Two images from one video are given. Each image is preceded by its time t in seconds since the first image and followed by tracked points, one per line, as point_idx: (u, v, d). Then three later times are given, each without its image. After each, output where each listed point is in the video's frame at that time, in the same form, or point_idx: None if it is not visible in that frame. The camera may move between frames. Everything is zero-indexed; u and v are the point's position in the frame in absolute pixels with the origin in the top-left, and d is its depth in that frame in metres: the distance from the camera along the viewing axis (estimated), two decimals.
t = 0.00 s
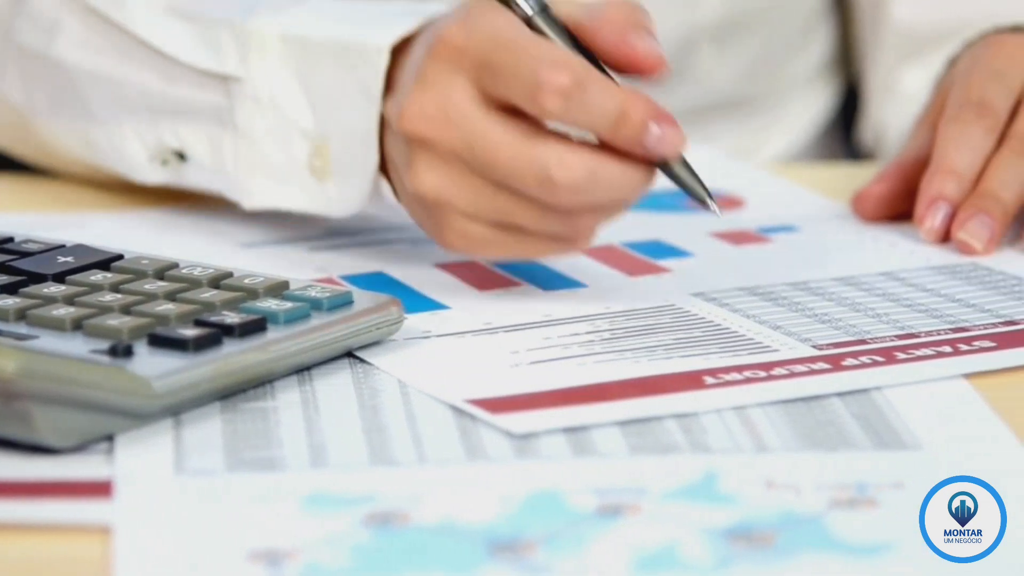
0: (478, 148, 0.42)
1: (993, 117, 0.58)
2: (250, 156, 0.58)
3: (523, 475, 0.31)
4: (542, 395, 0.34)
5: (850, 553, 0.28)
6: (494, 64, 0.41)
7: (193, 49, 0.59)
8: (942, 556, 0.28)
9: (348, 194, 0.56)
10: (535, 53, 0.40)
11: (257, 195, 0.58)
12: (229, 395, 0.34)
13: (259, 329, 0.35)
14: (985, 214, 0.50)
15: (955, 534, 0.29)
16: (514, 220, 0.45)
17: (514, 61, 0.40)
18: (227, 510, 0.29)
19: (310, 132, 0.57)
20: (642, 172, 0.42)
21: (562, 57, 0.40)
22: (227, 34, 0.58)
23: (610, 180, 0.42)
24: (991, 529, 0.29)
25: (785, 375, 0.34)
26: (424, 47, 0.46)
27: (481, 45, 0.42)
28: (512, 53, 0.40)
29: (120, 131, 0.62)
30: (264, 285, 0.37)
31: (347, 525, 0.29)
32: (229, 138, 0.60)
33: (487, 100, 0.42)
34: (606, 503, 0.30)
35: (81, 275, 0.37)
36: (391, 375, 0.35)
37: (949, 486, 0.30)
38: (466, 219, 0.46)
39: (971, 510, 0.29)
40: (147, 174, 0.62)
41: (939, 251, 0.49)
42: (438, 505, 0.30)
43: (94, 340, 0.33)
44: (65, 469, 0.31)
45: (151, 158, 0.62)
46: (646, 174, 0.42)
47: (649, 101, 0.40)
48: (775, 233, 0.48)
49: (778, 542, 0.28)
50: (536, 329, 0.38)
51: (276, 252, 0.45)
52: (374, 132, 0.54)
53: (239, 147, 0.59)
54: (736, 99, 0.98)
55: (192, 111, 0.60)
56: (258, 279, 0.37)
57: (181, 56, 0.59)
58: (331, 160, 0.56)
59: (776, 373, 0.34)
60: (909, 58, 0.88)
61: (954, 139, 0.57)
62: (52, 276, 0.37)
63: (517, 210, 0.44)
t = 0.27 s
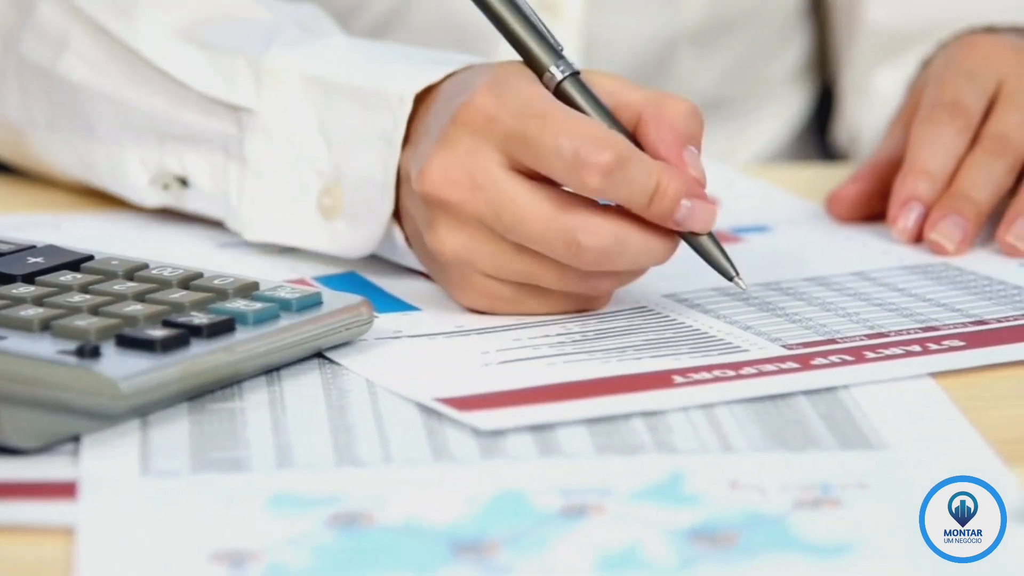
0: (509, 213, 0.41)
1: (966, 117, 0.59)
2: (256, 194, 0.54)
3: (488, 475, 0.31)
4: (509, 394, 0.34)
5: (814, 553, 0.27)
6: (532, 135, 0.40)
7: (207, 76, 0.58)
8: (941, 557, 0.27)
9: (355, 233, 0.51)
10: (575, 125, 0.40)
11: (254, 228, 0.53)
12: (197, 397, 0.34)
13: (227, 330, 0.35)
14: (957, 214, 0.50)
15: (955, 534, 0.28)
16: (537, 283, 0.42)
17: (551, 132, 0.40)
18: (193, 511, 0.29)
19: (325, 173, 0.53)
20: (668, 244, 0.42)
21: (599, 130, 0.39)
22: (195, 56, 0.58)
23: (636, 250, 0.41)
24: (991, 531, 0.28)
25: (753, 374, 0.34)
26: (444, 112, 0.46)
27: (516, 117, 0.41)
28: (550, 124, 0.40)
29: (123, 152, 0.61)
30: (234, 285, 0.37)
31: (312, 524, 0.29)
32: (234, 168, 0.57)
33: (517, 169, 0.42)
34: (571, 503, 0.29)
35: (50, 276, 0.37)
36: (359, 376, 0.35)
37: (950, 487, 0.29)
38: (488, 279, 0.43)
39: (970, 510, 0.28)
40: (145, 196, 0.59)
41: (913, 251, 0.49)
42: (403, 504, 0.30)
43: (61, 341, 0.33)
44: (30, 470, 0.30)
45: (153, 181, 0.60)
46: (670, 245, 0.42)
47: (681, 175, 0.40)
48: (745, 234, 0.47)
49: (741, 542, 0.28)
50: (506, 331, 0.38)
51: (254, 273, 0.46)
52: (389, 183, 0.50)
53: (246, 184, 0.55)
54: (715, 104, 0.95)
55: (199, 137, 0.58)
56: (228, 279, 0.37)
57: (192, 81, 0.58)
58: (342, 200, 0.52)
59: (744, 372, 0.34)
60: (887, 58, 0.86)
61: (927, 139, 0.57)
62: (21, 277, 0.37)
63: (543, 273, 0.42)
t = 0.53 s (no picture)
0: (451, 207, 0.41)
1: (937, 117, 0.59)
2: (203, 191, 0.54)
3: (451, 476, 0.31)
4: (474, 395, 0.34)
5: (774, 554, 0.27)
6: (476, 131, 0.40)
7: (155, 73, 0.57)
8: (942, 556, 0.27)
9: (301, 230, 0.51)
10: (520, 125, 0.40)
11: (200, 224, 0.52)
12: (164, 398, 0.34)
13: (195, 330, 0.35)
14: (929, 216, 0.51)
15: (956, 534, 0.27)
16: (479, 277, 0.42)
17: (495, 130, 0.40)
18: (157, 511, 0.29)
19: (271, 170, 0.53)
20: (612, 244, 0.42)
21: (546, 131, 0.40)
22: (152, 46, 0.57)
23: (577, 247, 0.41)
24: (991, 529, 0.28)
25: (721, 374, 0.34)
26: (391, 108, 0.46)
27: (463, 113, 0.41)
28: (495, 122, 0.40)
29: (67, 149, 0.60)
30: (203, 285, 0.37)
31: (273, 527, 0.29)
32: (179, 164, 0.56)
33: (461, 164, 0.42)
34: (534, 504, 0.30)
35: (17, 276, 0.37)
36: (327, 376, 0.35)
37: (950, 485, 0.29)
38: (431, 270, 0.43)
39: (971, 510, 0.28)
40: (86, 192, 0.58)
41: (883, 251, 0.50)
42: (367, 505, 0.30)
43: (27, 341, 0.33)
44: None
45: (94, 177, 0.59)
46: (614, 245, 0.42)
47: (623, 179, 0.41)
48: (717, 230, 0.47)
49: (704, 542, 0.28)
50: (475, 332, 0.38)
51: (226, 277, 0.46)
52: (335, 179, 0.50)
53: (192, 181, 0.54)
54: (687, 106, 0.94)
55: (145, 134, 0.58)
56: (196, 280, 0.37)
57: (136, 78, 0.57)
58: (288, 197, 0.52)
59: (712, 372, 0.34)
60: (859, 58, 0.86)
61: (899, 140, 0.57)
62: None
63: (484, 266, 0.42)
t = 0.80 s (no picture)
0: (408, 207, 0.41)
1: (911, 118, 0.59)
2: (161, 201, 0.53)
3: (416, 476, 0.31)
4: (442, 396, 0.34)
5: (737, 553, 0.27)
6: (434, 129, 0.40)
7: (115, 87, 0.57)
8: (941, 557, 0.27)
9: (260, 242, 0.50)
10: (479, 122, 0.40)
11: (162, 235, 0.52)
12: (133, 398, 0.34)
13: (164, 331, 0.35)
14: (901, 217, 0.51)
15: (955, 534, 0.27)
16: (434, 281, 0.42)
17: (452, 129, 0.40)
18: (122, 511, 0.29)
19: (230, 181, 0.52)
20: (568, 249, 0.41)
21: (502, 129, 0.40)
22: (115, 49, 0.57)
23: (533, 250, 0.41)
24: (991, 530, 0.27)
25: (690, 374, 0.34)
26: (350, 112, 0.46)
27: (421, 112, 0.41)
28: (453, 120, 0.40)
29: (28, 164, 0.58)
30: (173, 286, 0.37)
31: (238, 527, 0.28)
32: (139, 176, 0.55)
33: (418, 164, 0.42)
34: (499, 504, 0.29)
35: None
36: (296, 376, 0.35)
37: (950, 486, 0.29)
38: (387, 274, 0.43)
39: (971, 509, 0.28)
40: (47, 206, 0.56)
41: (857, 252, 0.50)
42: (332, 505, 0.29)
43: None
44: None
45: (54, 191, 0.56)
46: (570, 251, 0.42)
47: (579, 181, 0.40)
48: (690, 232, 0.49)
49: (667, 542, 0.28)
50: (446, 332, 0.39)
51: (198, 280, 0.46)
52: (294, 186, 0.50)
53: (151, 193, 0.53)
54: (663, 106, 0.95)
55: (105, 147, 0.57)
56: (167, 281, 0.37)
57: (99, 93, 0.56)
58: (247, 209, 0.51)
59: (681, 372, 0.35)
60: (835, 60, 0.88)
61: (873, 141, 0.57)
62: None
63: (439, 271, 0.42)
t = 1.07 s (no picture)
0: (387, 206, 0.42)
1: (891, 118, 0.59)
2: (137, 205, 0.53)
3: (392, 475, 0.30)
4: (420, 396, 0.34)
5: (711, 553, 0.27)
6: (413, 129, 0.41)
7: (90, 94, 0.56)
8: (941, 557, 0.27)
9: (237, 243, 0.50)
10: (455, 123, 0.40)
11: (140, 240, 0.51)
12: (109, 398, 0.34)
13: (141, 331, 0.35)
14: (881, 217, 0.51)
15: (955, 534, 0.27)
16: (413, 280, 0.43)
17: (431, 129, 0.40)
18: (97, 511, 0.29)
19: (207, 185, 0.53)
20: (545, 248, 0.42)
21: (480, 130, 0.40)
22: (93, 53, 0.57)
23: (510, 249, 0.41)
24: (991, 530, 0.27)
25: (668, 374, 0.35)
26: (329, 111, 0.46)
27: (399, 113, 0.42)
28: (431, 120, 0.41)
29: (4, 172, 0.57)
30: (151, 286, 0.37)
31: (211, 527, 0.28)
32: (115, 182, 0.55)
33: (397, 164, 0.42)
34: (473, 504, 0.29)
35: None
36: (274, 376, 0.36)
37: (950, 485, 0.29)
38: (367, 272, 0.43)
39: (970, 509, 0.28)
40: (26, 214, 0.55)
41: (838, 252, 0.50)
42: (306, 505, 0.29)
43: None
44: None
45: (32, 199, 0.55)
46: (547, 249, 0.42)
47: (553, 181, 0.41)
48: (671, 233, 0.50)
49: (641, 542, 0.27)
50: (425, 331, 0.39)
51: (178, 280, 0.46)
52: (271, 188, 0.50)
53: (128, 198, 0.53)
54: (644, 106, 0.95)
55: (82, 155, 0.57)
56: (145, 281, 0.37)
57: (75, 98, 0.56)
58: (224, 212, 0.51)
59: (659, 372, 0.35)
60: (817, 59, 0.90)
61: (852, 142, 0.57)
62: None
63: (419, 269, 0.42)
